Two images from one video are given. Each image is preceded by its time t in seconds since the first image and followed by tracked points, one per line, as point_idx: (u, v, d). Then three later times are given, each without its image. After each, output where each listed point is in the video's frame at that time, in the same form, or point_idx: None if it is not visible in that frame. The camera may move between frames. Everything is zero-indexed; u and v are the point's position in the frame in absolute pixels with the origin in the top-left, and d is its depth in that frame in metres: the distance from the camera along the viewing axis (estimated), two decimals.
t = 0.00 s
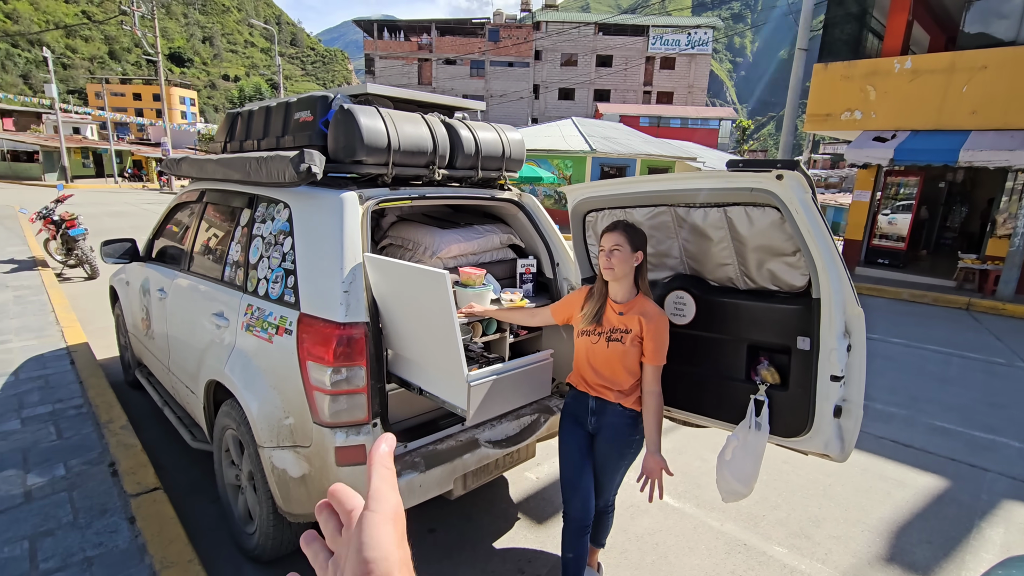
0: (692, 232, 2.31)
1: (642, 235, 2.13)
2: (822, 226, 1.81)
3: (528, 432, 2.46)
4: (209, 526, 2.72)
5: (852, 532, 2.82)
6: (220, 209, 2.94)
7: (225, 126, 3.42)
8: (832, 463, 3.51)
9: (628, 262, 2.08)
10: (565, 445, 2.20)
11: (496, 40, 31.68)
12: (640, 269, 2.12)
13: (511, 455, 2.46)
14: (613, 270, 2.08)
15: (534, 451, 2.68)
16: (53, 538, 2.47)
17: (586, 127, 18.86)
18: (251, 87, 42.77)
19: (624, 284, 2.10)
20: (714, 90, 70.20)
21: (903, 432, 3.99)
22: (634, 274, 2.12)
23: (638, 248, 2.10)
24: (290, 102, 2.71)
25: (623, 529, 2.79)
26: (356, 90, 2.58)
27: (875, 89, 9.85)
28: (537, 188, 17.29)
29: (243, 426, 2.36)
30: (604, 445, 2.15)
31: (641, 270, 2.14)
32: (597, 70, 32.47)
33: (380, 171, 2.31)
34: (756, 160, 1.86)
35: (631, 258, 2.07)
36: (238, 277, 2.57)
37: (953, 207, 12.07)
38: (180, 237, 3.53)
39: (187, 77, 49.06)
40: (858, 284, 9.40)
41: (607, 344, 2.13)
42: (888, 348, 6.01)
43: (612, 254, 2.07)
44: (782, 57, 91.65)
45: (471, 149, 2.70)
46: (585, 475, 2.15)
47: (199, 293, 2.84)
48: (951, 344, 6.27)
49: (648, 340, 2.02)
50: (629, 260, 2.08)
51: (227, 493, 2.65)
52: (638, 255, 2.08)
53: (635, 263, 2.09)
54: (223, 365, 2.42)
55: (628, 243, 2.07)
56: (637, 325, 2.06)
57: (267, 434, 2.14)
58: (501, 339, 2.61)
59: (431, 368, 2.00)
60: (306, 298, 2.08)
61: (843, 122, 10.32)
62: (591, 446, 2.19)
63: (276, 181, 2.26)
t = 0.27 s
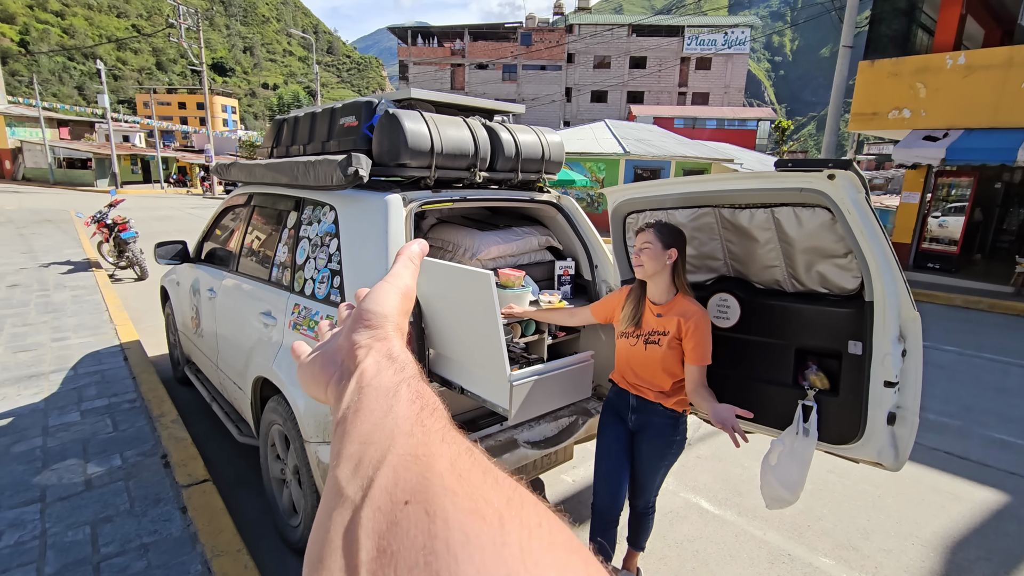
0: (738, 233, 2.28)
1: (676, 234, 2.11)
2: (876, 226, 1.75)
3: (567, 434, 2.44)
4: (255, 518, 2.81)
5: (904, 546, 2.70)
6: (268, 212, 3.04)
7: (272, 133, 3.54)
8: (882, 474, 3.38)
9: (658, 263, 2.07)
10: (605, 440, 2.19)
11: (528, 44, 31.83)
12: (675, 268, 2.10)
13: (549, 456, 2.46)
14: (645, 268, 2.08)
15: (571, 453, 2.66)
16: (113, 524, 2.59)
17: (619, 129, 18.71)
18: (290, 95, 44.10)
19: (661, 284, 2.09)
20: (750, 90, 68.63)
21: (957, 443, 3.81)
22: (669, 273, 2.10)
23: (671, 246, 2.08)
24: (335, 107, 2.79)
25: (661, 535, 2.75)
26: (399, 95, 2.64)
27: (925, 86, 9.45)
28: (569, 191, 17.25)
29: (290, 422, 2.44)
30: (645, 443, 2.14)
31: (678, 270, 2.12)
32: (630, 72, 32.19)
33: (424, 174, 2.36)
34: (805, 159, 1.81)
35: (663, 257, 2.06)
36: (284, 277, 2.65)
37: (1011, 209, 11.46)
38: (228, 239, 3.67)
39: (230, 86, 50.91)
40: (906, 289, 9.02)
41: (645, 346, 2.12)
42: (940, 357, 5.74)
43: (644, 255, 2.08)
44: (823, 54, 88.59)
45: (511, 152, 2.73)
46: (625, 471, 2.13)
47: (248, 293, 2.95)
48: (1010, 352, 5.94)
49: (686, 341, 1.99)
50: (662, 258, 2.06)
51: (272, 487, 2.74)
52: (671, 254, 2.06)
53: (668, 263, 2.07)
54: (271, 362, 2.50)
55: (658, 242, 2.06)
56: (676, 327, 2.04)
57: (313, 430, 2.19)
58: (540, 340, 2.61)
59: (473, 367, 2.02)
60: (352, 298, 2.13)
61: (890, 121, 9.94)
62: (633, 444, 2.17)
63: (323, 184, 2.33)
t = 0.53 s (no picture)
0: (777, 240, 2.24)
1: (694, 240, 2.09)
2: (925, 234, 1.68)
3: (598, 442, 2.41)
4: (290, 515, 2.88)
5: (954, 568, 2.58)
6: (306, 218, 3.13)
7: (311, 141, 3.65)
8: (929, 492, 3.23)
9: (674, 273, 2.08)
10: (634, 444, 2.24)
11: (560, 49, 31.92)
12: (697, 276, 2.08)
13: (581, 463, 2.45)
14: (664, 281, 2.10)
15: (603, 461, 2.63)
16: (157, 517, 2.70)
17: (651, 134, 18.54)
18: (327, 103, 45.29)
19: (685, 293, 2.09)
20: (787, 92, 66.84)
21: (1013, 462, 3.61)
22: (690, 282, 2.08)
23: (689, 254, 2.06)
24: (372, 116, 2.85)
25: (695, 547, 2.70)
26: (435, 103, 2.68)
27: (976, 87, 9.05)
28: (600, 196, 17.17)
29: (326, 422, 2.49)
30: (674, 450, 2.13)
31: (703, 279, 2.09)
32: (663, 76, 31.86)
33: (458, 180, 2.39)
34: (850, 165, 1.78)
35: (679, 268, 2.06)
36: (322, 281, 2.72)
37: None
38: (268, 243, 3.78)
39: (270, 95, 52.61)
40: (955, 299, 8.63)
41: (672, 353, 2.14)
42: (993, 370, 5.46)
43: (661, 267, 2.10)
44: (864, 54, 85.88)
45: (545, 158, 2.74)
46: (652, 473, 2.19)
47: (286, 296, 3.04)
48: None
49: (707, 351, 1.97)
50: (680, 271, 2.06)
51: (307, 486, 2.80)
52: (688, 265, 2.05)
53: (684, 272, 2.06)
54: (308, 364, 2.57)
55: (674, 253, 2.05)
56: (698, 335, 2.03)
57: (349, 431, 2.24)
58: (572, 346, 2.59)
59: (505, 371, 2.03)
60: (388, 302, 2.18)
61: (938, 123, 9.55)
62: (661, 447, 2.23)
63: (360, 191, 2.38)
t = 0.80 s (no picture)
0: (802, 248, 2.20)
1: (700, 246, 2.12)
2: (956, 243, 1.64)
3: (616, 449, 2.41)
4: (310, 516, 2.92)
5: None
6: (329, 223, 3.18)
7: (334, 147, 3.71)
8: (961, 509, 3.12)
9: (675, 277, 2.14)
10: (648, 453, 2.37)
11: (581, 54, 31.96)
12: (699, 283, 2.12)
13: (599, 471, 2.43)
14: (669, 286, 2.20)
15: (621, 469, 2.61)
16: (181, 515, 2.75)
17: (673, 139, 18.38)
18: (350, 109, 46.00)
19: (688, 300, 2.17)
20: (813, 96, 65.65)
21: None
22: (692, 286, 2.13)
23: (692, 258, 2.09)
24: (394, 122, 2.89)
25: (715, 559, 2.66)
26: (456, 110, 2.70)
27: (1012, 90, 8.80)
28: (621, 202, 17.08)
29: (345, 425, 2.52)
30: (682, 458, 2.23)
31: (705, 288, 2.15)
32: (686, 80, 31.59)
33: (478, 187, 2.41)
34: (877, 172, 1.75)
35: (679, 274, 2.12)
36: (343, 286, 2.76)
37: None
38: (291, 248, 3.85)
39: (295, 101, 53.65)
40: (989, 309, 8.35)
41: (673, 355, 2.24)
42: None
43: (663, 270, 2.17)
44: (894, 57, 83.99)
45: (565, 164, 2.74)
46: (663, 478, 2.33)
47: (308, 300, 3.09)
48: None
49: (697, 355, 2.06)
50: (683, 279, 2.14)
51: (326, 487, 2.83)
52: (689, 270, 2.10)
53: (684, 277, 2.11)
54: (329, 367, 2.60)
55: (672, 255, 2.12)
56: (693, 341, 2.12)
57: (368, 434, 2.26)
58: (590, 353, 2.57)
59: (523, 377, 2.03)
60: (408, 307, 2.20)
61: (972, 128, 9.31)
62: (667, 453, 2.34)
63: (382, 196, 2.41)
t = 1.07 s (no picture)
0: (825, 252, 2.16)
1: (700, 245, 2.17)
2: (987, 247, 1.59)
3: (633, 455, 2.42)
4: (327, 515, 2.96)
5: None
6: (348, 226, 3.23)
7: (354, 150, 3.75)
8: (992, 523, 3.02)
9: (673, 274, 2.20)
10: (658, 456, 2.35)
11: (601, 57, 31.89)
12: (695, 280, 2.17)
13: (617, 475, 2.44)
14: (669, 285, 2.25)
15: (637, 474, 2.60)
16: (202, 511, 2.81)
17: (694, 141, 18.21)
18: (371, 113, 46.61)
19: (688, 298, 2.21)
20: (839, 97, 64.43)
21: None
22: (689, 283, 2.19)
23: (688, 253, 2.14)
24: (413, 125, 2.91)
25: (733, 568, 2.62)
26: (474, 112, 2.71)
27: None
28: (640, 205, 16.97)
29: (362, 426, 2.55)
30: (688, 460, 2.23)
31: (704, 285, 2.18)
32: (707, 82, 31.28)
33: (496, 189, 2.41)
34: (903, 174, 1.71)
35: (677, 270, 2.18)
36: (362, 287, 2.79)
37: None
38: (312, 250, 3.90)
39: (317, 106, 54.57)
40: None
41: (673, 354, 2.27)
42: None
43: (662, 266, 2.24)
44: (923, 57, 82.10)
45: (583, 167, 2.73)
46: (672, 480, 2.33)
47: (327, 301, 3.12)
48: None
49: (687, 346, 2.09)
50: (681, 276, 2.19)
51: (343, 487, 2.86)
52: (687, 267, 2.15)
53: (682, 273, 2.17)
54: (347, 367, 2.63)
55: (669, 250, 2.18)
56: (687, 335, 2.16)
57: (385, 435, 2.28)
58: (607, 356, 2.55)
59: (538, 380, 2.03)
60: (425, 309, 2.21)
61: (1005, 130, 9.06)
62: (674, 455, 2.30)
63: (400, 199, 2.43)
